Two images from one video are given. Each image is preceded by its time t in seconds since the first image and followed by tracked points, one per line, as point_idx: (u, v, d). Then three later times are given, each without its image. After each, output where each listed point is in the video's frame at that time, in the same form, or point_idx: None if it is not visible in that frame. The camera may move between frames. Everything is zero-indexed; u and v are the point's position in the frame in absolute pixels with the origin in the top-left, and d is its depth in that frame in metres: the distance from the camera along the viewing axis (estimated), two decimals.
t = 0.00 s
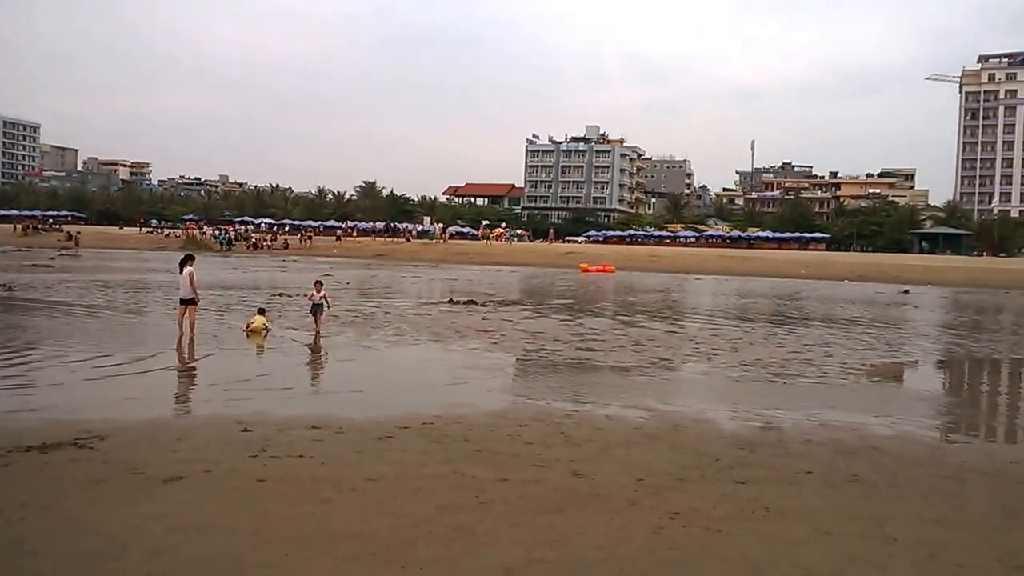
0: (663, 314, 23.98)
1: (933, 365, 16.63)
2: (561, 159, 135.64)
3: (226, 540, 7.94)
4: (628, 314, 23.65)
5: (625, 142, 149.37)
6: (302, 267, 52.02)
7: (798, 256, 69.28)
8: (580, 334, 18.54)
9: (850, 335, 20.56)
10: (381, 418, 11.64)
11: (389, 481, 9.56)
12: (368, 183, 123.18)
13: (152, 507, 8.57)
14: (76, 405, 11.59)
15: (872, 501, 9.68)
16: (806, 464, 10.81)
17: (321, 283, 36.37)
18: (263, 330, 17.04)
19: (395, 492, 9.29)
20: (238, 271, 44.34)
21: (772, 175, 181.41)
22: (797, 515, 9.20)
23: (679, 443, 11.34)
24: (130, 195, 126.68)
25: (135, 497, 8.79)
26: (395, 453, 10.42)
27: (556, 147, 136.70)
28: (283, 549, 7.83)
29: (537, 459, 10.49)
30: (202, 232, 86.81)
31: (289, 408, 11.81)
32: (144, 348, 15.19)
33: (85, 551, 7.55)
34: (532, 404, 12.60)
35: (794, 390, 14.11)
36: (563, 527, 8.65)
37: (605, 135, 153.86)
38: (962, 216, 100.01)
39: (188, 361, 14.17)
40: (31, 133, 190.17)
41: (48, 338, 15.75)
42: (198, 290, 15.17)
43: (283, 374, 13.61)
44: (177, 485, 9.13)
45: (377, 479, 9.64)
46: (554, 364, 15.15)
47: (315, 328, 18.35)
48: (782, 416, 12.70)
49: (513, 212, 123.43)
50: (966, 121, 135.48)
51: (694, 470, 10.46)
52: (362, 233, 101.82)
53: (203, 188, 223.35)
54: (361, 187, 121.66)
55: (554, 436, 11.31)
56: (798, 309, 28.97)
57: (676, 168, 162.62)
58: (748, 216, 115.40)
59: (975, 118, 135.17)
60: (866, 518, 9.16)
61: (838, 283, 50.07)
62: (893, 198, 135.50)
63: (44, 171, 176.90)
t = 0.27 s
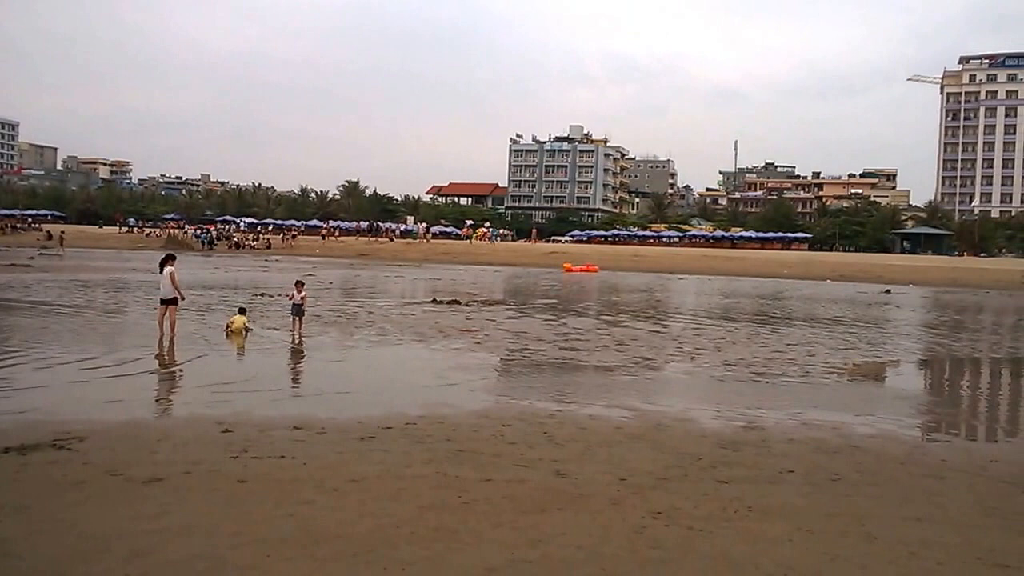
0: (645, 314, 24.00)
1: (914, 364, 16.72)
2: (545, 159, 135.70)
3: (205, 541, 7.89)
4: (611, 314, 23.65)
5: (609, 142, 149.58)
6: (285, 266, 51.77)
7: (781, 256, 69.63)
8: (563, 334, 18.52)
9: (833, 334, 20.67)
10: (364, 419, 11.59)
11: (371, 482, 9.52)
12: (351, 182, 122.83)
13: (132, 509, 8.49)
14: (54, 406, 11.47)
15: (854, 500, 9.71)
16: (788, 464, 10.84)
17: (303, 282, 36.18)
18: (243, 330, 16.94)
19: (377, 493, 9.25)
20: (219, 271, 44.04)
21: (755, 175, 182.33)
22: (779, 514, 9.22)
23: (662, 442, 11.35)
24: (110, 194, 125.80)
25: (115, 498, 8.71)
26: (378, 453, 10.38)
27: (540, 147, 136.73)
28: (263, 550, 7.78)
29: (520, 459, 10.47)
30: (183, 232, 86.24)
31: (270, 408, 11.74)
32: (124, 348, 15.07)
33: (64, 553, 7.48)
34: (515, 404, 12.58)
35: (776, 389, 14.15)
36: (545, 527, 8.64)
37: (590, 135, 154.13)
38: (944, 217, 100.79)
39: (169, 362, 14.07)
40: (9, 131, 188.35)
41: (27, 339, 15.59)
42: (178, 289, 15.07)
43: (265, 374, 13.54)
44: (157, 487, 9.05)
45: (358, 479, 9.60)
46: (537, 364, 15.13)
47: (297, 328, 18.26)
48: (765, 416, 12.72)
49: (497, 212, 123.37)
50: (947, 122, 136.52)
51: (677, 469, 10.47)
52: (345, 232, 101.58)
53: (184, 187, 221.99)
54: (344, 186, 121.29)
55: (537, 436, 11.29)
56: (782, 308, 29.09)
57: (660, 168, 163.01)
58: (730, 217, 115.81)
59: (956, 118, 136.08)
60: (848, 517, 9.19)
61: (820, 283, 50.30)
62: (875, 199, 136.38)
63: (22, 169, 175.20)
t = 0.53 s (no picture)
0: (629, 313, 24.02)
1: (897, 364, 16.81)
2: (530, 158, 135.75)
3: (187, 543, 7.83)
4: (595, 313, 23.66)
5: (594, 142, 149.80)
6: (267, 266, 51.48)
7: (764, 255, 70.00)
8: (547, 334, 18.49)
9: (816, 334, 20.76)
10: (346, 419, 11.54)
11: (354, 482, 9.48)
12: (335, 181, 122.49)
13: (113, 510, 8.42)
14: (33, 407, 11.36)
15: (837, 499, 9.74)
16: (772, 462, 10.88)
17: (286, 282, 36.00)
18: (225, 330, 16.84)
19: (361, 494, 9.21)
20: (201, 270, 43.74)
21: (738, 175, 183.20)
22: (762, 513, 9.24)
23: (646, 442, 11.36)
24: (90, 192, 124.87)
25: (95, 500, 8.64)
26: (361, 454, 10.33)
27: (524, 146, 136.73)
28: (246, 552, 7.72)
29: (504, 459, 10.45)
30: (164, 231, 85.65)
31: (252, 409, 11.67)
32: (106, 348, 14.94)
33: (43, 555, 7.40)
34: (499, 404, 12.56)
35: (760, 389, 14.19)
36: (529, 527, 8.62)
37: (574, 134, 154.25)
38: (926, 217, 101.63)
39: (150, 362, 13.96)
40: None
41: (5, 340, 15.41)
42: (160, 290, 14.97)
43: (247, 374, 13.46)
44: (138, 488, 8.98)
45: (341, 479, 9.55)
46: (521, 364, 15.10)
47: (279, 328, 18.16)
48: (748, 415, 12.75)
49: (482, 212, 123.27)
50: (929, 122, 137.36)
51: (661, 469, 10.47)
52: (328, 232, 101.31)
53: (166, 185, 220.62)
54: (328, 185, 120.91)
55: (520, 437, 11.27)
56: (765, 308, 29.20)
57: (644, 167, 163.37)
58: (715, 217, 116.25)
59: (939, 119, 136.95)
60: (831, 515, 9.22)
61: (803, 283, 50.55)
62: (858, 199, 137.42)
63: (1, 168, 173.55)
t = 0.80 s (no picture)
0: (614, 313, 24.04)
1: (880, 363, 16.89)
2: (515, 158, 135.76)
3: (169, 545, 7.77)
4: (580, 313, 23.68)
5: (579, 142, 149.96)
6: (250, 266, 51.23)
7: (749, 255, 70.31)
8: (532, 334, 18.48)
9: (801, 333, 20.84)
10: (330, 420, 11.49)
11: (337, 483, 9.43)
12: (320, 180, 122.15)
13: (94, 512, 8.35)
14: (13, 408, 11.27)
15: (821, 498, 9.78)
16: (756, 462, 10.90)
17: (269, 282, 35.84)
18: (207, 330, 16.75)
19: (344, 495, 9.17)
20: (183, 270, 43.49)
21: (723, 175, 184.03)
22: (745, 512, 9.26)
23: (630, 441, 11.37)
24: (72, 191, 124.07)
25: (75, 502, 8.56)
26: (345, 454, 10.29)
27: (509, 146, 136.67)
28: (227, 553, 7.67)
29: (489, 459, 10.43)
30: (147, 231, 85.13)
31: (236, 410, 11.61)
32: (87, 349, 14.84)
33: (22, 558, 7.33)
34: (484, 405, 12.53)
35: (744, 388, 14.23)
36: (513, 526, 8.61)
37: (560, 134, 154.34)
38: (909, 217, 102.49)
39: (132, 363, 13.86)
40: None
41: None
42: (141, 289, 14.87)
43: (230, 375, 13.38)
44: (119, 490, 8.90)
45: (325, 480, 9.51)
46: (507, 364, 15.08)
47: (263, 329, 18.07)
48: (732, 415, 12.78)
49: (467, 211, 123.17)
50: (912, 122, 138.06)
51: (645, 469, 10.48)
52: (312, 231, 101.03)
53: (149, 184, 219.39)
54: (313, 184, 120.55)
55: (505, 437, 11.25)
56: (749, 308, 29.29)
57: (630, 167, 163.71)
58: (700, 217, 116.61)
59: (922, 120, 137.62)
60: (815, 514, 9.25)
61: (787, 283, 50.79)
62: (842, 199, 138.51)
63: None
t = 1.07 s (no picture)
0: (599, 313, 24.05)
1: (865, 363, 16.96)
2: (502, 158, 135.69)
3: (150, 547, 7.71)
4: (565, 313, 23.66)
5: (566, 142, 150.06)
6: (233, 266, 50.99)
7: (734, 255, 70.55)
8: (518, 334, 18.46)
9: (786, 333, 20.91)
10: (315, 421, 11.44)
11: (321, 484, 9.39)
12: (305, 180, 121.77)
13: (75, 514, 8.27)
14: None
15: (807, 497, 9.79)
16: (741, 462, 10.93)
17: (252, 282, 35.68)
18: (190, 330, 16.66)
19: (329, 496, 9.13)
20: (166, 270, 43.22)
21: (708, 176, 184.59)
22: (730, 512, 9.27)
23: (615, 442, 11.37)
24: (53, 190, 123.24)
25: (57, 504, 8.49)
26: (329, 455, 10.25)
27: (496, 146, 136.63)
28: (210, 555, 7.62)
29: (473, 460, 10.41)
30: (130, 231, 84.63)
31: (220, 411, 11.54)
32: (69, 350, 14.74)
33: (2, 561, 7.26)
34: (470, 405, 12.50)
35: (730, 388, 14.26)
36: (498, 527, 8.60)
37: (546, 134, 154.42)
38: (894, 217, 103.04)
39: (114, 364, 13.77)
40: None
41: None
42: (124, 289, 14.77)
43: (214, 376, 13.32)
44: (100, 492, 8.83)
45: (309, 481, 9.46)
46: (492, 364, 15.06)
47: (247, 329, 17.98)
48: (717, 415, 12.81)
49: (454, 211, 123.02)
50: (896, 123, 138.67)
51: (630, 468, 10.48)
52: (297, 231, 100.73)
53: (133, 184, 218.16)
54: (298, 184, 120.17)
55: (490, 437, 11.22)
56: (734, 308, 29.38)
57: (617, 167, 163.98)
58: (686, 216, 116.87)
59: (905, 121, 138.15)
60: (799, 514, 9.27)
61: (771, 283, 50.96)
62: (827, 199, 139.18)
63: None
